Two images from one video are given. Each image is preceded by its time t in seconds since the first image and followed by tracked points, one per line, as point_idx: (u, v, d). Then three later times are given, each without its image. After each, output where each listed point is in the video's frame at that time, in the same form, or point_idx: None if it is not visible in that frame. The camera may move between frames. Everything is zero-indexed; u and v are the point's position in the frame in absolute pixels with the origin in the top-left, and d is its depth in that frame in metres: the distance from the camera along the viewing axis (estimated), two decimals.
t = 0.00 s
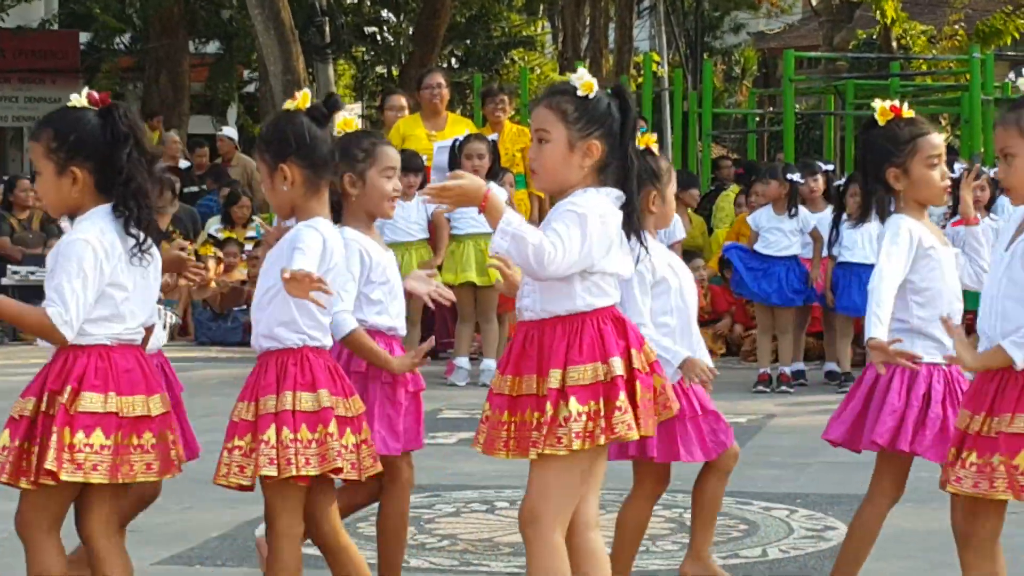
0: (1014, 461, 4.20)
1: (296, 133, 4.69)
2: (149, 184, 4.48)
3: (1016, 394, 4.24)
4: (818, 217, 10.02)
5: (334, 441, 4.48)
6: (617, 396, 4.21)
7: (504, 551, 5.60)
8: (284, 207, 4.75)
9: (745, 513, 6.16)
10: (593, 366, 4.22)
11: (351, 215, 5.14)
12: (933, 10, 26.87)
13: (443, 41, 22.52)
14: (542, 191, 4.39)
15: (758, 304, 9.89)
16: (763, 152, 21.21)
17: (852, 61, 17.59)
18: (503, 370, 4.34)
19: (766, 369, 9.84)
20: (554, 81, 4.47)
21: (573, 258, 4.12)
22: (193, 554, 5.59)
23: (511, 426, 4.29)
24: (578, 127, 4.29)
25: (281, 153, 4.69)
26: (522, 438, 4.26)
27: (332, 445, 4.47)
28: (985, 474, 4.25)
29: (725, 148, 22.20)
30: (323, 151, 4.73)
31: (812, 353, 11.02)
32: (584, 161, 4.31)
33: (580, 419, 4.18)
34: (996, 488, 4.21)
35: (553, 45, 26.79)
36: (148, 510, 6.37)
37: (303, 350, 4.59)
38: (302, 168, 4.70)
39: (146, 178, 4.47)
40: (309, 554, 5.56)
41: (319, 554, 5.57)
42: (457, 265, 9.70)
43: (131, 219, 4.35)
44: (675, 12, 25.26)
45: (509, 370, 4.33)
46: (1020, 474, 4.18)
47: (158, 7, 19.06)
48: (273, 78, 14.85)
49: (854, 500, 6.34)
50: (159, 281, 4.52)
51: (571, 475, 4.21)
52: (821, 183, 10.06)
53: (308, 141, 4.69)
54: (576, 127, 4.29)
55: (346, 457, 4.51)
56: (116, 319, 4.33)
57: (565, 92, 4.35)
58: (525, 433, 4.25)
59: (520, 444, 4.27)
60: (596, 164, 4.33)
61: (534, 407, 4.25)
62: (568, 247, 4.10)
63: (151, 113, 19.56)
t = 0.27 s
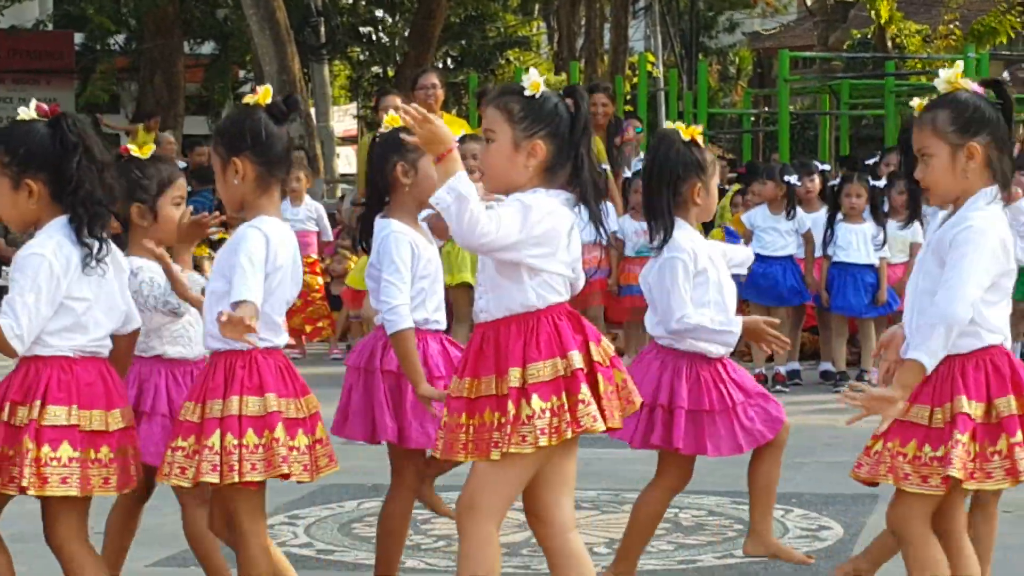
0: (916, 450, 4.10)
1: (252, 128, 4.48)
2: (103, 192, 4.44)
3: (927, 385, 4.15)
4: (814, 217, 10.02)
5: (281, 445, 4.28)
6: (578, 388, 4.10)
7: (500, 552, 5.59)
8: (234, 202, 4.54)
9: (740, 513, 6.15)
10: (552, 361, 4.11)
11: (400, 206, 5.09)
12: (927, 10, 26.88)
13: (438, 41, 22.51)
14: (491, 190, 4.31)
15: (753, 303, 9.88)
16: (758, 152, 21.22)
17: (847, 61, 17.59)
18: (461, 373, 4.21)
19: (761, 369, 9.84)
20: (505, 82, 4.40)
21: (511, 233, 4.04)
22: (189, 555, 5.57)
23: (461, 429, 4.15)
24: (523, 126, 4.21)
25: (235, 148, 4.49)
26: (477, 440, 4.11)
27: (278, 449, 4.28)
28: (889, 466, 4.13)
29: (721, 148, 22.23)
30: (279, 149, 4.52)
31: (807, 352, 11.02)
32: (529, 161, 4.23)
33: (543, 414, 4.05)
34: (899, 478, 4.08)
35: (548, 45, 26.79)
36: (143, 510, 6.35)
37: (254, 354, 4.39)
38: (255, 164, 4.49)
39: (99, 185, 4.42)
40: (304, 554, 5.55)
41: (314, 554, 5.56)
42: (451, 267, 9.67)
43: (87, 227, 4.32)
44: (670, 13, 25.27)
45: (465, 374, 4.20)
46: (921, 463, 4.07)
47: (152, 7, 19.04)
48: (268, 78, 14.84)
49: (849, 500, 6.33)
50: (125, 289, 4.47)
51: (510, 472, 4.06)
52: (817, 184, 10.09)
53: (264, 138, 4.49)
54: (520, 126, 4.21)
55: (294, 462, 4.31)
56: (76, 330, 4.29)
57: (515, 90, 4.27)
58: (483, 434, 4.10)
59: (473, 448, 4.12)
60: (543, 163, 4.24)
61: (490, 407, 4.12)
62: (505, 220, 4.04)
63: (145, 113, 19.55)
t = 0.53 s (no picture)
0: (837, 448, 4.04)
1: (199, 131, 4.39)
2: (43, 196, 4.44)
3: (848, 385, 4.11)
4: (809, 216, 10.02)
5: (253, 444, 4.26)
6: (493, 397, 4.09)
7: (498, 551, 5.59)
8: (188, 207, 4.43)
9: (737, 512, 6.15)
10: (468, 368, 4.07)
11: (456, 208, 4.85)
12: (923, 8, 26.86)
13: (433, 41, 22.48)
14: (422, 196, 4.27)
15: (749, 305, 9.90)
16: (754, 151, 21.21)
17: (843, 59, 17.57)
18: (375, 376, 4.17)
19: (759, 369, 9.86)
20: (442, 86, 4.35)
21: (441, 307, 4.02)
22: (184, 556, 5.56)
23: (376, 433, 4.13)
24: (454, 133, 4.17)
25: (184, 150, 4.39)
26: (393, 446, 4.10)
27: (251, 449, 4.26)
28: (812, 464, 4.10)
29: (717, 147, 22.23)
30: (227, 150, 4.42)
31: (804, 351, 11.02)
32: (460, 166, 4.18)
33: (458, 420, 4.02)
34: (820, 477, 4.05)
35: (544, 44, 26.76)
36: (139, 511, 6.34)
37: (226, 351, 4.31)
38: (205, 167, 4.39)
39: (39, 191, 4.43)
40: (302, 554, 5.55)
41: (311, 554, 5.55)
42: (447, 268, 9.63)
43: (30, 232, 4.32)
44: (666, 12, 25.27)
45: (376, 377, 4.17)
46: (841, 459, 4.02)
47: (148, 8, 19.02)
48: (264, 78, 14.82)
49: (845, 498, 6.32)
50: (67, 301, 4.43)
51: (437, 481, 4.02)
52: (814, 184, 10.12)
53: (211, 140, 4.38)
54: (451, 133, 4.17)
55: (269, 461, 4.30)
56: (21, 337, 4.25)
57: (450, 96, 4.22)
58: (398, 439, 4.08)
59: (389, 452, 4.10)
60: (473, 170, 4.19)
61: (404, 412, 4.09)
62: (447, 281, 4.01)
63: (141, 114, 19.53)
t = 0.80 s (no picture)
0: (763, 456, 4.14)
1: (159, 133, 4.37)
2: None
3: (770, 391, 4.21)
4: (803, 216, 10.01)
5: (216, 446, 4.30)
6: (446, 395, 4.15)
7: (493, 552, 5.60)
8: (149, 209, 4.43)
9: (732, 513, 6.16)
10: (421, 367, 4.16)
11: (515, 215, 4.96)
12: (917, 9, 26.89)
13: (428, 43, 22.48)
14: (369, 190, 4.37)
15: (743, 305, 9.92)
16: (748, 152, 21.24)
17: (837, 61, 17.59)
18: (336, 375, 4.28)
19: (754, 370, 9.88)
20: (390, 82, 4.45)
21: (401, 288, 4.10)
22: (181, 558, 5.57)
23: (333, 431, 4.24)
24: (400, 130, 4.28)
25: (144, 153, 4.37)
26: (347, 444, 4.19)
27: (214, 451, 4.30)
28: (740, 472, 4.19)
29: (712, 148, 22.24)
30: (188, 152, 4.41)
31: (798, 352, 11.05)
32: (408, 163, 4.29)
33: (409, 420, 4.11)
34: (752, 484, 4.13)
35: (539, 45, 26.77)
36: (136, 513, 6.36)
37: (184, 356, 4.34)
38: (165, 169, 4.39)
39: None
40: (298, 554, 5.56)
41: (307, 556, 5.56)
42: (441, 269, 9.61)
43: None
44: (660, 13, 25.29)
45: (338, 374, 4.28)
46: (766, 468, 4.11)
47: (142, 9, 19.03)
48: (259, 80, 14.84)
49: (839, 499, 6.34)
50: None
51: (407, 477, 4.12)
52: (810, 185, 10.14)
53: (172, 141, 4.37)
54: (400, 131, 4.28)
55: (232, 461, 4.36)
56: None
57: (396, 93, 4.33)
58: (351, 438, 4.19)
59: (342, 449, 4.21)
60: (422, 166, 4.30)
61: (356, 412, 4.19)
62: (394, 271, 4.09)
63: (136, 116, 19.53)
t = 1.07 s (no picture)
0: (715, 459, 4.21)
1: (104, 141, 4.59)
2: None
3: (716, 393, 4.28)
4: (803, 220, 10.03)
5: (133, 464, 4.41)
6: (409, 394, 4.20)
7: (489, 554, 5.59)
8: (89, 214, 4.62)
9: (729, 516, 6.16)
10: (384, 366, 4.20)
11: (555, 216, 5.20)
12: (916, 14, 26.92)
13: (428, 45, 22.46)
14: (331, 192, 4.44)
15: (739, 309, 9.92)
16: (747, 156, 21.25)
17: (837, 64, 17.59)
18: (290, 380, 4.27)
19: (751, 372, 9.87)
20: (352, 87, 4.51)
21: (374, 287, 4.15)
22: (179, 557, 5.57)
23: (293, 435, 4.23)
24: (361, 134, 4.36)
25: (89, 159, 4.58)
26: (309, 446, 4.20)
27: (131, 468, 4.41)
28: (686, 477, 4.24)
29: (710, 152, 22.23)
30: (131, 161, 4.62)
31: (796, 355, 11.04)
32: (370, 165, 4.36)
33: (376, 419, 4.14)
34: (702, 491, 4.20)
35: (538, 48, 26.78)
36: (135, 514, 6.34)
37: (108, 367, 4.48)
38: (107, 177, 4.58)
39: None
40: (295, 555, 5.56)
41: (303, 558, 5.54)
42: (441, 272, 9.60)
43: None
44: (659, 17, 25.29)
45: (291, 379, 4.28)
46: (723, 471, 4.18)
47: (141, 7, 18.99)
48: (258, 81, 14.83)
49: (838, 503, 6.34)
50: None
51: (381, 477, 4.15)
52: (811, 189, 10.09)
53: (116, 151, 4.59)
54: (361, 135, 4.36)
55: (148, 476, 4.45)
56: None
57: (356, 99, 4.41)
58: (314, 440, 4.19)
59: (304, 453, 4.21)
60: (382, 169, 4.38)
61: (319, 414, 4.19)
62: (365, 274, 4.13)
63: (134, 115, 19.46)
